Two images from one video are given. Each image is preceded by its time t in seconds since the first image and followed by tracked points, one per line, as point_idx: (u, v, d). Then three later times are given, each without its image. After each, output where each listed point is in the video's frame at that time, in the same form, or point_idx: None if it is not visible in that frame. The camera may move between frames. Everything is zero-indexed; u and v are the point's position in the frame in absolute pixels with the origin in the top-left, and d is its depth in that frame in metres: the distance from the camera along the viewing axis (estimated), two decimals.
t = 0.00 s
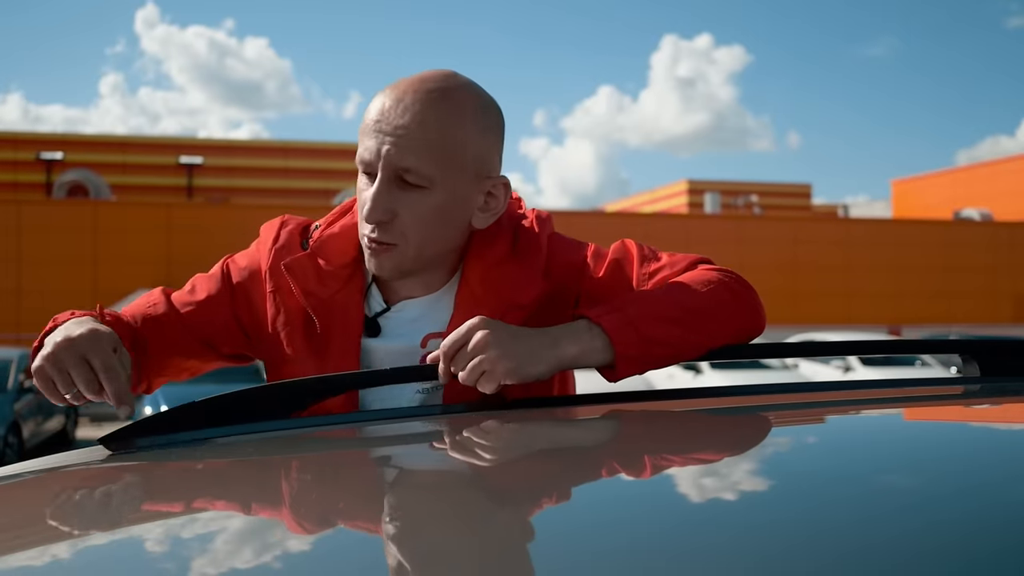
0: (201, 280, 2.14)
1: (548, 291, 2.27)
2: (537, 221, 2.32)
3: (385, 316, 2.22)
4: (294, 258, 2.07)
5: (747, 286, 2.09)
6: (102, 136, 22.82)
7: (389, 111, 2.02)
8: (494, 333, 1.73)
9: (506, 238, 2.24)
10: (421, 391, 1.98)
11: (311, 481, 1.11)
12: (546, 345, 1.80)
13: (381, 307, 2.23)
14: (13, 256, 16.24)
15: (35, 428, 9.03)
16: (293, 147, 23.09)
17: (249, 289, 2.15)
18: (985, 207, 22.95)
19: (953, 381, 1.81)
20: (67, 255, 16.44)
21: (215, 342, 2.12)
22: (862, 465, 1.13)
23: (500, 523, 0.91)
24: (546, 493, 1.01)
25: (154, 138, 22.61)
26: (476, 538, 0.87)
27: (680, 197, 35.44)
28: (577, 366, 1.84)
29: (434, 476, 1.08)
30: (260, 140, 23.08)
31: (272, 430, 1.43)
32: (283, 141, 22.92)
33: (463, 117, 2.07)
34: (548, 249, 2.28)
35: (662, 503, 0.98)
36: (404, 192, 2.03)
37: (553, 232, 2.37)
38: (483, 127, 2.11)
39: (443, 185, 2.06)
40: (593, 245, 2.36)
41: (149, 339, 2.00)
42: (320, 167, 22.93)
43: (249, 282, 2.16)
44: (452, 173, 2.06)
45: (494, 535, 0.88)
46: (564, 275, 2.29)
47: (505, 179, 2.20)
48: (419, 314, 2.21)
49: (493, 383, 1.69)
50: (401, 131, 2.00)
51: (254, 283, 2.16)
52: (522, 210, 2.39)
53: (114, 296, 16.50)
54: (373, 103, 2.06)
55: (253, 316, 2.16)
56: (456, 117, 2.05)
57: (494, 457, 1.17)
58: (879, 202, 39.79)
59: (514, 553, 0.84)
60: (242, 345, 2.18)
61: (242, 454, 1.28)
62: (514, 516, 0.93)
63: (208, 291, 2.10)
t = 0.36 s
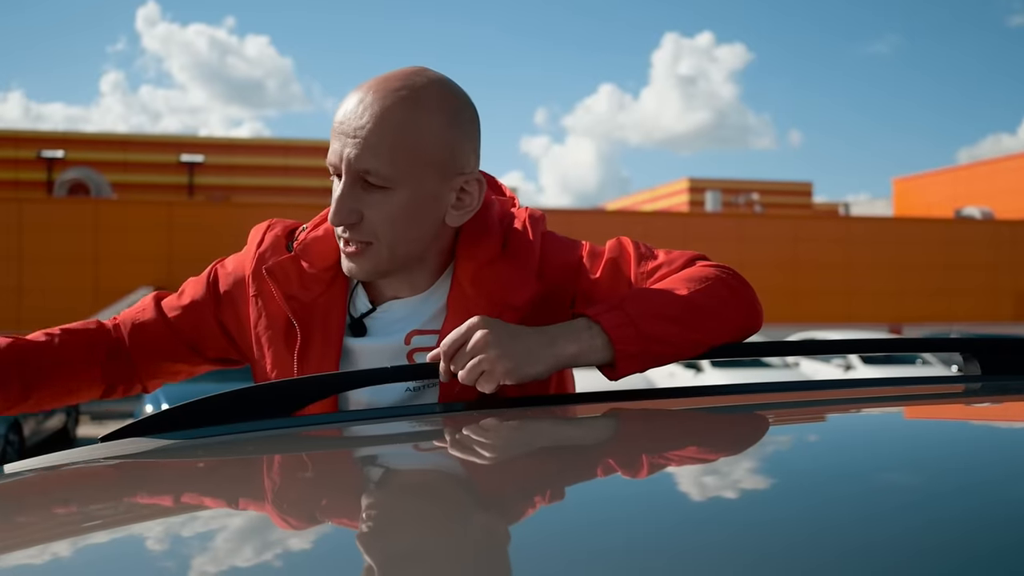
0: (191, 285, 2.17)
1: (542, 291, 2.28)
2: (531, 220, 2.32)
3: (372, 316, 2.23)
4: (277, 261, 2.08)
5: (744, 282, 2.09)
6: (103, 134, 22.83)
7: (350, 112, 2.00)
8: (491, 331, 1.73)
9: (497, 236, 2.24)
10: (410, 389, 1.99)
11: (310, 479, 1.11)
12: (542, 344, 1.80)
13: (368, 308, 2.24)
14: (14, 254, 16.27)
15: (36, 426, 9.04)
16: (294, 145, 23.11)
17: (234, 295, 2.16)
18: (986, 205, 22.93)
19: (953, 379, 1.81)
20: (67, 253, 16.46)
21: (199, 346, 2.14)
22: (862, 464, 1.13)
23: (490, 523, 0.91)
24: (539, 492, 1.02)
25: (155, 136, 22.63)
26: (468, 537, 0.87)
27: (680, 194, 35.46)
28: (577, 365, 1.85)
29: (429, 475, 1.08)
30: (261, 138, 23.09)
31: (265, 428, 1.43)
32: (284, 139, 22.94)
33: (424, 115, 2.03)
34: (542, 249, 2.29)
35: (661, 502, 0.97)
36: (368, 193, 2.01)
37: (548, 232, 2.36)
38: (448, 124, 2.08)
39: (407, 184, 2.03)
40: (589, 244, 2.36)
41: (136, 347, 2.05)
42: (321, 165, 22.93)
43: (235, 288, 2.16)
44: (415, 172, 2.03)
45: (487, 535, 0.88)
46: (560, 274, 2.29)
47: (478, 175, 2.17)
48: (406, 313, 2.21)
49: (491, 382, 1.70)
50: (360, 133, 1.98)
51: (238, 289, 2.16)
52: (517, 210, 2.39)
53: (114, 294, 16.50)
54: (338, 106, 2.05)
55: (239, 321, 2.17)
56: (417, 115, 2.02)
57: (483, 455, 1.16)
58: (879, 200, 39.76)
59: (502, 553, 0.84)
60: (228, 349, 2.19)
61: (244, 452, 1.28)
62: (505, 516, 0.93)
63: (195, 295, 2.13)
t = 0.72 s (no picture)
0: (189, 289, 2.17)
1: (540, 290, 2.28)
2: (530, 218, 2.32)
3: (369, 316, 2.23)
4: (273, 263, 2.07)
5: (742, 280, 2.09)
6: (103, 133, 22.83)
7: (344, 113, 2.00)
8: (489, 329, 1.73)
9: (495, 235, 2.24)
10: (408, 388, 1.99)
11: (310, 478, 1.11)
12: (539, 342, 1.80)
13: (365, 308, 2.24)
14: (14, 253, 16.27)
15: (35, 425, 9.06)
16: (294, 144, 23.11)
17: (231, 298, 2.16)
18: (985, 204, 22.95)
19: (953, 378, 1.81)
20: (67, 252, 16.45)
21: (196, 350, 2.13)
22: (863, 463, 1.13)
23: (487, 522, 0.91)
24: (537, 491, 1.02)
25: (155, 135, 22.63)
26: (466, 535, 0.87)
27: (680, 193, 35.48)
28: (576, 364, 1.85)
29: (427, 475, 1.08)
30: (260, 137, 23.10)
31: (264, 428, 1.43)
32: (283, 138, 22.94)
33: (417, 115, 2.03)
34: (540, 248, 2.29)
35: (660, 501, 0.97)
36: (363, 194, 2.01)
37: (546, 230, 2.36)
38: (442, 124, 2.07)
39: (401, 185, 2.03)
40: (587, 243, 2.36)
41: (135, 357, 2.05)
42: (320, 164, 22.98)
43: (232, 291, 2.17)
44: (410, 173, 2.03)
45: (481, 534, 0.87)
46: (558, 273, 2.29)
47: (474, 175, 2.17)
48: (405, 312, 2.21)
49: (491, 380, 1.70)
50: (354, 134, 1.98)
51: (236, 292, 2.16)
52: (515, 209, 2.39)
53: (114, 293, 16.50)
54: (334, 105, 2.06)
55: (237, 325, 2.17)
56: (411, 114, 2.02)
57: (482, 455, 1.16)
58: (879, 199, 39.77)
59: (498, 552, 0.84)
60: (225, 352, 2.19)
61: (241, 451, 1.28)
62: (502, 515, 0.93)
63: (192, 299, 2.14)
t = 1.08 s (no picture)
0: (184, 289, 2.17)
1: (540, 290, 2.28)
2: (529, 218, 2.32)
3: (368, 317, 2.23)
4: (272, 265, 2.07)
5: (743, 280, 2.09)
6: (103, 133, 22.83)
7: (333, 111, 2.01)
8: (492, 328, 1.73)
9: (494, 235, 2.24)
10: (408, 387, 1.99)
11: (311, 476, 1.11)
12: (539, 340, 1.80)
13: (364, 308, 2.24)
14: (14, 252, 16.27)
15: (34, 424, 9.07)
16: (294, 143, 23.11)
17: (229, 299, 2.16)
18: (985, 203, 22.96)
19: (953, 377, 1.81)
20: (67, 251, 16.45)
21: (190, 351, 2.13)
22: (863, 462, 1.13)
23: (483, 523, 0.91)
24: (535, 489, 1.02)
25: (155, 134, 22.64)
26: (464, 537, 0.87)
27: (680, 192, 35.49)
28: (577, 363, 1.85)
29: (426, 473, 1.08)
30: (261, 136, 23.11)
31: (265, 429, 1.43)
32: (283, 137, 22.94)
33: (405, 111, 2.03)
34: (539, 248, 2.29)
35: (661, 501, 0.97)
36: (353, 192, 2.01)
37: (546, 230, 2.36)
38: (430, 120, 2.07)
39: (390, 182, 2.02)
40: (587, 242, 2.36)
41: (130, 356, 2.03)
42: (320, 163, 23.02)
43: (231, 294, 2.17)
44: (399, 170, 2.03)
45: (477, 537, 0.87)
46: (557, 273, 2.29)
47: (463, 172, 2.17)
48: (405, 312, 2.21)
49: (492, 379, 1.70)
50: (342, 132, 1.98)
51: (234, 294, 2.16)
52: (515, 209, 2.39)
53: (114, 292, 16.50)
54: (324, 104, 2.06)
55: (234, 326, 2.17)
56: (399, 111, 2.02)
57: (479, 455, 1.16)
58: (879, 198, 39.81)
59: (494, 553, 0.84)
60: (221, 351, 2.18)
61: (240, 452, 1.28)
62: (498, 515, 0.93)
63: (188, 299, 2.13)
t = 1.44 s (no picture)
0: (183, 287, 2.16)
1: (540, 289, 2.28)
2: (528, 218, 2.32)
3: (368, 316, 2.23)
4: (273, 265, 2.07)
5: (742, 279, 2.09)
6: (103, 133, 22.84)
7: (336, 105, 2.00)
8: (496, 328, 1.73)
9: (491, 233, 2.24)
10: (408, 387, 1.99)
11: (314, 475, 1.11)
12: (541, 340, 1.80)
13: (364, 307, 2.24)
14: (14, 252, 16.26)
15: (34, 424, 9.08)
16: (294, 143, 23.11)
17: (229, 298, 2.17)
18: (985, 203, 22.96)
19: (953, 377, 1.80)
20: (66, 250, 16.44)
21: (189, 348, 2.13)
22: (863, 462, 1.13)
23: (480, 524, 0.90)
24: (534, 488, 1.02)
25: (155, 134, 22.65)
26: (463, 538, 0.87)
27: (681, 192, 35.47)
28: (576, 362, 1.85)
29: (425, 473, 1.08)
30: (261, 136, 23.12)
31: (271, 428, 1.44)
32: (283, 137, 22.93)
33: (408, 105, 2.03)
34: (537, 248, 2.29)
35: (661, 502, 0.97)
36: (357, 186, 2.01)
37: (544, 230, 2.36)
38: (433, 113, 2.07)
39: (394, 175, 2.02)
40: (586, 242, 2.36)
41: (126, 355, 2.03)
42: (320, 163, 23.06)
43: (231, 291, 2.16)
44: (404, 163, 2.03)
45: (474, 539, 0.86)
46: (556, 273, 2.29)
47: (467, 168, 2.17)
48: (404, 311, 2.21)
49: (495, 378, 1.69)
50: (345, 125, 1.98)
51: (234, 290, 2.16)
52: (513, 209, 2.39)
53: (114, 292, 16.49)
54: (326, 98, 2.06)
55: (236, 323, 2.18)
56: (402, 105, 2.02)
57: (477, 455, 1.16)
58: (879, 198, 39.82)
59: (493, 555, 0.83)
60: (218, 349, 2.18)
61: (240, 452, 1.28)
62: (496, 516, 0.93)
63: (188, 297, 2.13)
